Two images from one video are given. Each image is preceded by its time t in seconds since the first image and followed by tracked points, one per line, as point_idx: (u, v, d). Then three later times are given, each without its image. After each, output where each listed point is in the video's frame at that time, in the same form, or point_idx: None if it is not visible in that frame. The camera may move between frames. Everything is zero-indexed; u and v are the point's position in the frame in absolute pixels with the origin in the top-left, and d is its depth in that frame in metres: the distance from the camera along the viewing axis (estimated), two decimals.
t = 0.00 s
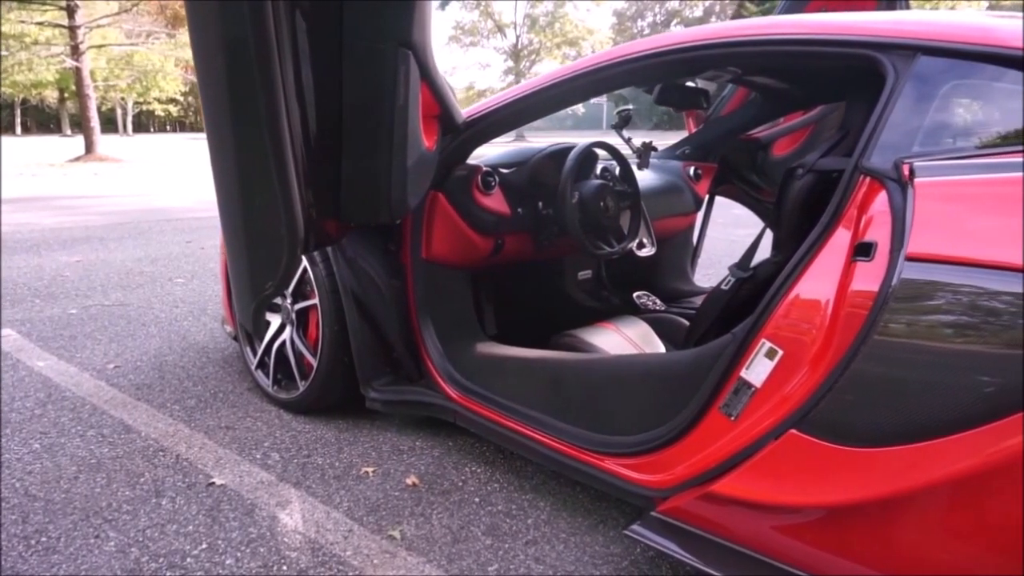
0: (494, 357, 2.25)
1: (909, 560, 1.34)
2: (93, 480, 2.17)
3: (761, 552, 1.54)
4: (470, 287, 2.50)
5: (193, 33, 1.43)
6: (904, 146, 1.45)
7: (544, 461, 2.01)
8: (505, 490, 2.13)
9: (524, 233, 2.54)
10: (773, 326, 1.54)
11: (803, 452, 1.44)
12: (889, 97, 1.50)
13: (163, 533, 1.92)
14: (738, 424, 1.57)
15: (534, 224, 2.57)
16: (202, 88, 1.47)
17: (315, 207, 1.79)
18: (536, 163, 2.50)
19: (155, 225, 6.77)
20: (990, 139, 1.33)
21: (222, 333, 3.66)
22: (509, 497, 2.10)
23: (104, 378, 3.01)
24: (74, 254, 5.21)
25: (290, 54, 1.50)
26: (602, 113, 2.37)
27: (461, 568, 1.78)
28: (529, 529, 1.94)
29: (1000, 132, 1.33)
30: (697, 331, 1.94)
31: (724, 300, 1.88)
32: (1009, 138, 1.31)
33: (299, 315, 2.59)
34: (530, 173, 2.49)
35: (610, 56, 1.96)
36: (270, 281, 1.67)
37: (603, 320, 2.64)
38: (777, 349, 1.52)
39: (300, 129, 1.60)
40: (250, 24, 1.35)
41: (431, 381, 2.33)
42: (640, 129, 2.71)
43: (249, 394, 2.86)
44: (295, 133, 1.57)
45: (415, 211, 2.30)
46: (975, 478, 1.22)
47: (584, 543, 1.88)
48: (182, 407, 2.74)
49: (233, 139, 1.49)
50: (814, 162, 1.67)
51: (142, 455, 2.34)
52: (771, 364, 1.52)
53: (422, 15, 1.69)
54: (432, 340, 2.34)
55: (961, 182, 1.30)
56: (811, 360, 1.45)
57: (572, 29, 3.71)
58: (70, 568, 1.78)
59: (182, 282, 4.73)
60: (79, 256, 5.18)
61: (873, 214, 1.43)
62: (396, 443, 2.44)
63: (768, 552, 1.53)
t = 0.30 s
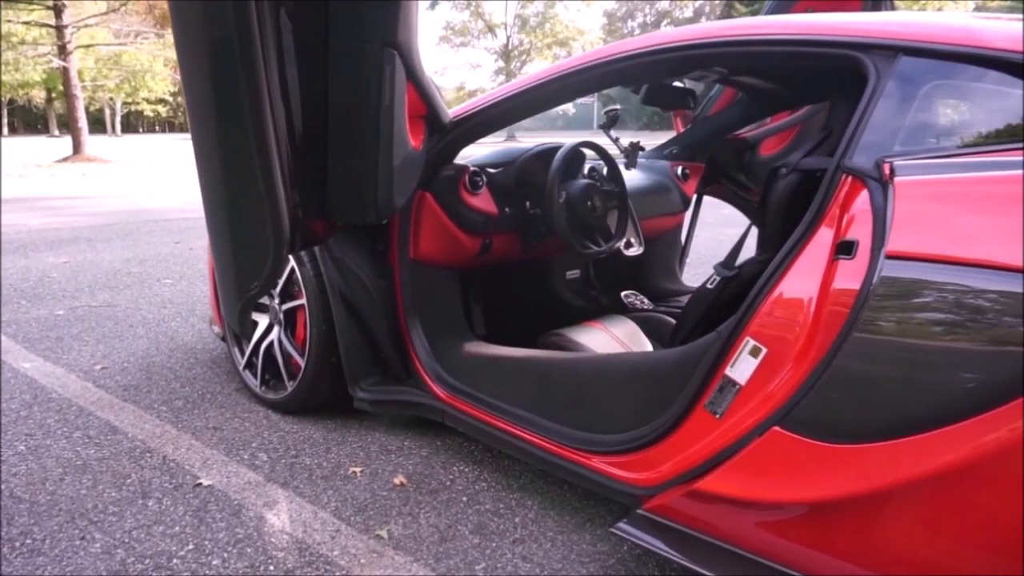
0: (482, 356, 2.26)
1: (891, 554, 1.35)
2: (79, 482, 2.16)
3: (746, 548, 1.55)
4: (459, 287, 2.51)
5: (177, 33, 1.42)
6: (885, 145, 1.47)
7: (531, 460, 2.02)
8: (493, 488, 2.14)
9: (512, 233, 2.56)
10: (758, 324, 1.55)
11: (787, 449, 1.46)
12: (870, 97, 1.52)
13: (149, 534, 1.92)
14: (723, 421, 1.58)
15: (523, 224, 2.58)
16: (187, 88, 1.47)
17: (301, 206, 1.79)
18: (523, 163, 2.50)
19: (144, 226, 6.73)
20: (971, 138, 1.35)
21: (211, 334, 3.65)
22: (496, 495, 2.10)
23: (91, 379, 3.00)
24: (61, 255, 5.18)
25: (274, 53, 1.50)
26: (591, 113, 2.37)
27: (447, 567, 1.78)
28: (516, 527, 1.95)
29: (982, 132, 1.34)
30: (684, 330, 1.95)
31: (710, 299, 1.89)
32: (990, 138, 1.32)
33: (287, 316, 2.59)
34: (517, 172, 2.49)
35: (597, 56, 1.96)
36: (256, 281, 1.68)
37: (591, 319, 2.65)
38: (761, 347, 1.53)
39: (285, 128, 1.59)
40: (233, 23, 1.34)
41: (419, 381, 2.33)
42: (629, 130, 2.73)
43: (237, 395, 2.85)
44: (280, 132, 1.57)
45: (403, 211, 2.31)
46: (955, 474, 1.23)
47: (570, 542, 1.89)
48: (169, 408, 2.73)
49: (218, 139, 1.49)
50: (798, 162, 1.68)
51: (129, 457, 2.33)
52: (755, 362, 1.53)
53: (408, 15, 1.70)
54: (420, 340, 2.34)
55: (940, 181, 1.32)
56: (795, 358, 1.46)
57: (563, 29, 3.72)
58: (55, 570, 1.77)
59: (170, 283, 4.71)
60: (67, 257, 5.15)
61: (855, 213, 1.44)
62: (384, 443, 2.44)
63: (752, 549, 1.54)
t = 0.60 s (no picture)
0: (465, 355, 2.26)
1: (866, 548, 1.37)
2: (59, 484, 2.14)
3: (725, 544, 1.57)
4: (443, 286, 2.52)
5: (153, 33, 1.41)
6: (861, 144, 1.48)
7: (513, 458, 2.02)
8: (476, 487, 2.14)
9: (495, 232, 2.56)
10: (735, 322, 1.56)
11: (765, 445, 1.47)
12: (846, 96, 1.54)
13: (130, 535, 1.91)
14: (703, 418, 1.59)
15: (506, 223, 2.59)
16: (164, 89, 1.46)
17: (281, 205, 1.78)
18: (506, 163, 2.51)
19: (127, 227, 6.68)
20: (947, 138, 1.38)
21: (194, 335, 3.63)
22: (479, 494, 2.11)
23: (72, 380, 2.98)
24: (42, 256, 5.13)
25: (252, 52, 1.49)
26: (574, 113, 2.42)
27: (430, 565, 1.78)
28: (499, 525, 1.95)
29: (957, 132, 1.38)
30: (665, 327, 1.97)
31: (690, 297, 1.90)
32: (965, 137, 1.36)
33: (270, 316, 2.58)
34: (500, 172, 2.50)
35: (581, 55, 1.96)
36: (236, 280, 1.67)
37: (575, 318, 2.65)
38: (739, 344, 1.54)
39: (264, 127, 1.59)
40: (210, 23, 1.33)
41: (403, 380, 2.34)
42: (610, 129, 2.74)
43: (220, 396, 2.84)
44: (259, 130, 1.56)
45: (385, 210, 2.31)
46: (929, 467, 1.25)
47: (553, 539, 1.90)
48: (151, 409, 2.71)
49: (196, 139, 1.48)
50: (775, 161, 1.70)
51: (110, 458, 2.31)
52: (733, 359, 1.55)
53: (387, 15, 1.70)
54: (403, 339, 2.35)
55: (914, 179, 1.34)
56: (772, 355, 1.48)
57: (549, 30, 3.73)
58: (34, 573, 1.75)
59: (153, 284, 4.68)
60: (48, 257, 5.10)
61: (831, 211, 1.46)
62: (368, 442, 2.44)
63: (730, 544, 1.56)
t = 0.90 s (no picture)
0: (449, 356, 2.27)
1: (844, 545, 1.38)
2: (40, 487, 2.13)
3: (704, 541, 1.58)
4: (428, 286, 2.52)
5: (132, 32, 1.39)
6: (840, 144, 1.50)
7: (498, 457, 2.03)
8: (461, 487, 2.14)
9: (480, 232, 2.56)
10: (717, 321, 1.57)
11: (746, 443, 1.48)
12: (825, 96, 1.56)
13: (112, 538, 1.89)
14: (685, 417, 1.60)
15: (491, 224, 2.59)
16: (144, 88, 1.45)
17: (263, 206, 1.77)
18: (491, 163, 2.53)
19: (112, 228, 6.63)
20: (926, 138, 1.41)
21: (179, 336, 3.61)
22: (464, 494, 2.11)
23: (55, 382, 2.95)
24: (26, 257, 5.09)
25: (232, 50, 1.48)
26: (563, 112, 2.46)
27: (414, 565, 1.78)
28: (483, 525, 1.95)
29: (937, 132, 1.40)
30: (648, 326, 1.98)
31: (673, 296, 1.91)
32: (944, 138, 1.38)
33: (255, 317, 2.57)
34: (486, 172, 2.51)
35: (569, 54, 1.96)
36: (219, 280, 1.65)
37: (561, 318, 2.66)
38: (721, 343, 1.55)
39: (244, 127, 1.58)
40: (189, 22, 1.32)
41: (388, 380, 2.33)
42: (595, 129, 2.75)
43: (205, 397, 2.82)
44: (240, 130, 1.56)
45: (369, 210, 2.30)
46: (906, 464, 1.27)
47: (538, 538, 1.90)
48: (135, 411, 2.70)
49: (176, 139, 1.47)
50: (756, 161, 1.72)
51: (92, 460, 2.30)
52: (715, 357, 1.56)
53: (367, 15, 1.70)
54: (388, 339, 2.34)
55: (891, 179, 1.35)
56: (753, 353, 1.49)
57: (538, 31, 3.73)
58: None
59: (139, 285, 4.65)
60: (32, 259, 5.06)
61: (810, 210, 1.47)
62: (353, 443, 2.43)
63: (711, 542, 1.57)
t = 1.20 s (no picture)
0: (428, 356, 2.27)
1: (817, 541, 1.39)
2: (13, 492, 2.10)
3: (680, 539, 1.59)
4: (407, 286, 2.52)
5: (101, 31, 1.38)
6: (811, 144, 1.52)
7: (476, 458, 2.03)
8: (441, 488, 2.14)
9: (459, 232, 2.56)
10: (692, 320, 1.58)
11: (720, 441, 1.49)
12: (797, 96, 1.57)
13: (86, 543, 1.87)
14: (661, 416, 1.60)
15: (470, 224, 2.59)
16: (114, 88, 1.43)
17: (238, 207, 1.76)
18: (470, 163, 2.53)
19: (91, 229, 6.56)
20: (898, 139, 1.45)
21: (158, 339, 3.57)
22: (443, 494, 2.11)
23: (30, 387, 2.92)
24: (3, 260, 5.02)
25: (204, 51, 1.47)
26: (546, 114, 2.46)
27: (391, 567, 1.78)
28: (462, 526, 1.95)
29: (909, 132, 1.44)
30: (626, 325, 1.99)
31: (649, 297, 1.93)
32: (915, 138, 1.42)
33: (233, 318, 2.55)
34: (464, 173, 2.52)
35: (546, 54, 1.97)
36: (194, 281, 1.64)
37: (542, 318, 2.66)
38: (695, 342, 1.56)
39: (218, 127, 1.58)
40: (160, 21, 1.31)
41: (367, 381, 2.33)
42: (575, 129, 2.76)
43: (183, 400, 2.80)
44: (212, 130, 1.55)
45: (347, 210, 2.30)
46: (877, 460, 1.28)
47: (516, 538, 1.91)
48: (112, 414, 2.67)
49: (148, 139, 1.45)
50: (730, 161, 1.73)
51: (67, 465, 2.27)
52: (690, 357, 1.57)
53: (341, 17, 1.76)
54: (366, 340, 2.34)
55: (861, 178, 1.37)
56: (727, 352, 1.50)
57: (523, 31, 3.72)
58: None
59: (118, 287, 4.60)
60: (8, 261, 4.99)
61: (782, 210, 1.48)
62: (332, 445, 2.42)
63: (687, 539, 1.58)
